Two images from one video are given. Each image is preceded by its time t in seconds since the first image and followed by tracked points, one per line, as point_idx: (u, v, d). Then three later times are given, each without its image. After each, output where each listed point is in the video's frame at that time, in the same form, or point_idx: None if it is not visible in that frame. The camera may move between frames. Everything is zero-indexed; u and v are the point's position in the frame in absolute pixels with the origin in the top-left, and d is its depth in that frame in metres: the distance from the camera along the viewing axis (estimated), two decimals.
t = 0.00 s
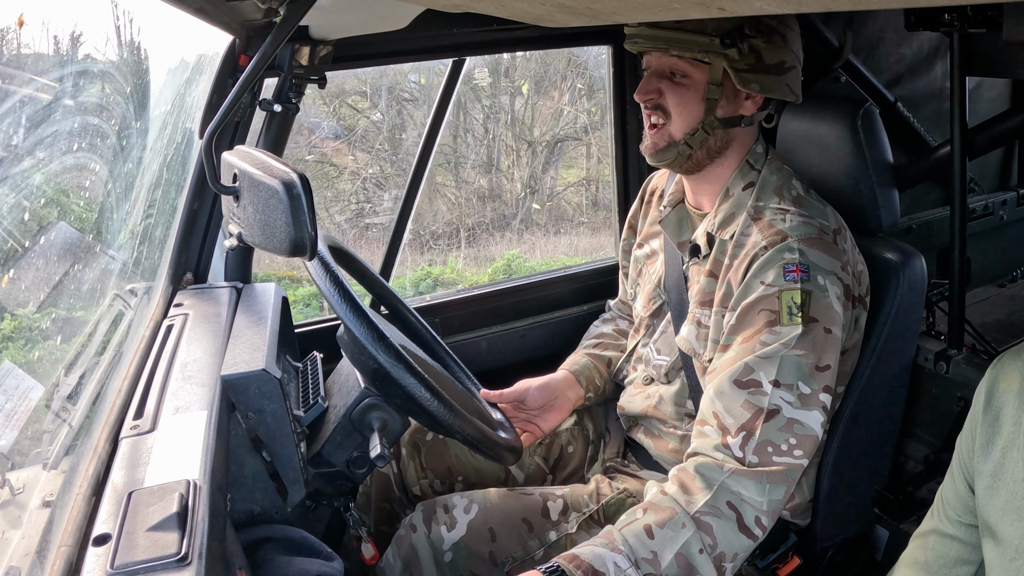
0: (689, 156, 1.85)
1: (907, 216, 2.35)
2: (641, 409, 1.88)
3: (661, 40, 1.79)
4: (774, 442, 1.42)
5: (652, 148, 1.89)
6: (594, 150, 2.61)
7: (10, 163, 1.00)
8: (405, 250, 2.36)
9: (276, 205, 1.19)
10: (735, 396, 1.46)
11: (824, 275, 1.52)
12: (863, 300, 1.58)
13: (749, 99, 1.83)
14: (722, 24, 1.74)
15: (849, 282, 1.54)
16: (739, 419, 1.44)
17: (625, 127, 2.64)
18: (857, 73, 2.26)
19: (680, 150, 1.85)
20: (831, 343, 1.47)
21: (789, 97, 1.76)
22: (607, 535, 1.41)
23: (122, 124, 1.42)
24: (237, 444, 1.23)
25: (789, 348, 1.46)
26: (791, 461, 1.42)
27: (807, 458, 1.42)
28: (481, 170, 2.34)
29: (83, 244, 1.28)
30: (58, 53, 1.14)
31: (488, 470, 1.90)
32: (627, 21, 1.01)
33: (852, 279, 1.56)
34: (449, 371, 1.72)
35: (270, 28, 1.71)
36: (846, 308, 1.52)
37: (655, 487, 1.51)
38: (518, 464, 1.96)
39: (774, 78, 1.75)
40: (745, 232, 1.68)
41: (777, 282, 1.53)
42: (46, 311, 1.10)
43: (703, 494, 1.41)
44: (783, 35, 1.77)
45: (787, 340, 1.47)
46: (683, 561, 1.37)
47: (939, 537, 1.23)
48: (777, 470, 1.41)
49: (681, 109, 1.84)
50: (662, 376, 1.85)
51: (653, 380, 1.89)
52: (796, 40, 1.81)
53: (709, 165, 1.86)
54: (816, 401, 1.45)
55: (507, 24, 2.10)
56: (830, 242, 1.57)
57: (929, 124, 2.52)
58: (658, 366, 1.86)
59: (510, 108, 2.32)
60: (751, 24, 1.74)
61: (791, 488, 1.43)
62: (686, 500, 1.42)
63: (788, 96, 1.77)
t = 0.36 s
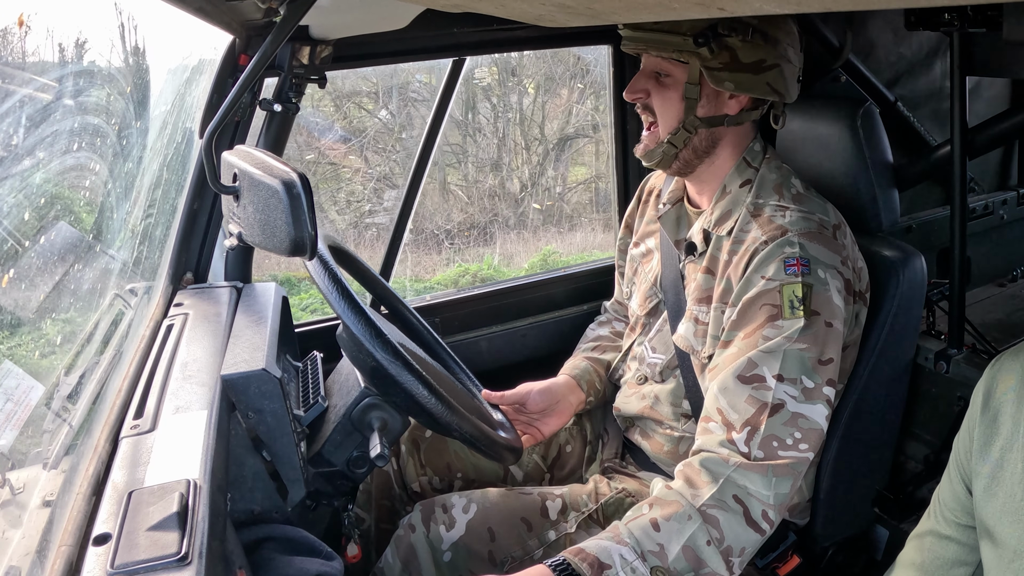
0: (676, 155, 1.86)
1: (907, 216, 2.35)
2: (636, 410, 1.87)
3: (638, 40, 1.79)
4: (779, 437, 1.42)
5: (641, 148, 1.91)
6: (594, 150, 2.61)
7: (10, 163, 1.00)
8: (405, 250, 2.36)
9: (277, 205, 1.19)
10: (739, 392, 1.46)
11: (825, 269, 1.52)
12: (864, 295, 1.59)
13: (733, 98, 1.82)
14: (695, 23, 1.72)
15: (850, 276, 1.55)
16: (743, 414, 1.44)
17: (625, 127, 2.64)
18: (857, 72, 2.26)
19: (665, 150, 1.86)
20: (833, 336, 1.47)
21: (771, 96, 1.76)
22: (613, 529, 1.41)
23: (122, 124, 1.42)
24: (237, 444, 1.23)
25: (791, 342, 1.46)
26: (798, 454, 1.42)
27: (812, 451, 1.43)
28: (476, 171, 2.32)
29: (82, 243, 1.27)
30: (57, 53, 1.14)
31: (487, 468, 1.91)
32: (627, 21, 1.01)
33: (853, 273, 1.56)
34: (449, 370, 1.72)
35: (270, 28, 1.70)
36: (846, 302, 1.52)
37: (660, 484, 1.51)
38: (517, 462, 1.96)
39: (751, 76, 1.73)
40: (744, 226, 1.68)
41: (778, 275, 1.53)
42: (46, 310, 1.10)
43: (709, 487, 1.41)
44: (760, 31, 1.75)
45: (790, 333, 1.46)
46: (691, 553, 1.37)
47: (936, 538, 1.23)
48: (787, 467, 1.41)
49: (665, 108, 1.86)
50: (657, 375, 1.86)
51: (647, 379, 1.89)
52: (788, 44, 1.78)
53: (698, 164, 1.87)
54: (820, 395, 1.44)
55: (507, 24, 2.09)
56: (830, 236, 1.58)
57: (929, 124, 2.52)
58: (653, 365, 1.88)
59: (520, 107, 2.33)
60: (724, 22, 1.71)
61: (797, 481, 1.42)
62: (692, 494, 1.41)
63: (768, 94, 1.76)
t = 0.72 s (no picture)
0: (663, 162, 1.84)
1: (907, 216, 2.35)
2: (630, 418, 1.88)
3: (623, 48, 1.79)
4: (777, 449, 1.42)
5: (626, 156, 1.89)
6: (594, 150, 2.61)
7: (10, 162, 1.00)
8: (405, 250, 2.40)
9: (276, 205, 1.19)
10: (734, 408, 1.46)
11: (813, 276, 1.53)
12: (855, 295, 1.60)
13: (720, 102, 1.82)
14: (681, 28, 1.72)
15: (840, 280, 1.56)
16: (741, 430, 1.44)
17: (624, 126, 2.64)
18: (857, 73, 2.26)
19: (652, 158, 1.84)
20: (826, 344, 1.47)
21: (761, 97, 1.78)
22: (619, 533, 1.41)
23: (122, 124, 1.42)
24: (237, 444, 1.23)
25: (784, 354, 1.45)
26: (798, 468, 1.41)
27: (813, 463, 1.42)
28: (481, 170, 2.38)
29: (82, 243, 1.28)
30: (58, 52, 1.14)
31: (486, 469, 1.91)
32: (627, 21, 1.00)
33: (842, 276, 1.57)
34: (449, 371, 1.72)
35: (271, 28, 1.69)
36: (837, 306, 1.53)
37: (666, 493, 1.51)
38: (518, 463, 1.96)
39: (740, 79, 1.74)
40: (728, 234, 1.68)
41: (767, 287, 1.52)
42: (46, 310, 1.10)
43: (714, 496, 1.41)
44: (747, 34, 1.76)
45: (782, 346, 1.46)
46: (697, 560, 1.36)
47: (936, 539, 1.23)
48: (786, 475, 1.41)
49: (650, 116, 1.84)
50: (650, 383, 1.86)
51: (641, 387, 1.89)
52: (767, 39, 1.79)
53: (686, 169, 1.84)
54: (817, 404, 1.44)
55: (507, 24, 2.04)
56: (817, 242, 1.59)
57: (929, 124, 2.52)
58: (646, 373, 1.87)
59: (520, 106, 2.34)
60: (711, 26, 1.71)
61: (800, 491, 1.42)
62: (697, 502, 1.41)
63: (756, 96, 1.78)
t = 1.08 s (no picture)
0: (666, 166, 1.84)
1: (907, 215, 2.35)
2: (632, 419, 1.88)
3: (628, 53, 1.77)
4: (786, 449, 1.42)
5: (629, 160, 1.87)
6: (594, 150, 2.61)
7: (10, 162, 1.01)
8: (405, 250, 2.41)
9: (276, 206, 1.19)
10: (742, 407, 1.46)
11: (818, 275, 1.53)
12: (857, 294, 1.59)
13: (723, 106, 1.81)
14: (688, 34, 1.71)
15: (843, 278, 1.55)
16: (748, 429, 1.44)
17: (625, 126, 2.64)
18: (858, 73, 2.26)
19: (655, 161, 1.84)
20: (833, 342, 1.47)
21: (765, 101, 1.78)
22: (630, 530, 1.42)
23: (122, 123, 1.42)
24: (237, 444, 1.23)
25: (791, 353, 1.45)
26: (807, 466, 1.41)
27: (821, 462, 1.42)
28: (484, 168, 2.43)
29: (82, 243, 1.28)
30: (58, 52, 1.14)
31: (487, 469, 1.91)
32: (627, 20, 1.00)
33: (846, 274, 1.57)
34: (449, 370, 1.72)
35: (271, 28, 1.68)
36: (843, 304, 1.52)
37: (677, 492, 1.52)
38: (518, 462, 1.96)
39: (745, 84, 1.74)
40: (732, 234, 1.68)
41: (772, 286, 1.52)
42: (46, 311, 1.10)
43: (724, 494, 1.41)
44: (750, 40, 1.76)
45: (790, 345, 1.46)
46: (708, 556, 1.36)
47: (936, 536, 1.23)
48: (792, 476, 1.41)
49: (655, 121, 1.82)
50: (653, 386, 1.85)
51: (644, 389, 1.89)
52: (770, 43, 1.79)
53: (688, 173, 1.85)
54: (824, 403, 1.44)
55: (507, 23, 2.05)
56: (821, 240, 1.59)
57: (929, 124, 2.52)
58: (648, 375, 1.86)
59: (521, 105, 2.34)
60: (717, 31, 1.70)
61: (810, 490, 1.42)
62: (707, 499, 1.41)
63: (760, 101, 1.77)
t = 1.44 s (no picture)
0: (668, 164, 1.83)
1: (907, 216, 2.35)
2: (633, 420, 1.88)
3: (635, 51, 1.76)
4: (787, 439, 1.42)
5: (629, 157, 1.85)
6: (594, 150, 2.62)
7: (10, 162, 1.01)
8: (405, 249, 2.40)
9: (276, 205, 1.19)
10: (742, 399, 1.46)
11: (815, 266, 1.53)
12: (856, 286, 1.60)
13: (724, 103, 1.82)
14: (694, 31, 1.73)
15: (840, 270, 1.55)
16: (749, 421, 1.44)
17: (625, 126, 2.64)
18: (858, 73, 2.26)
19: (658, 159, 1.82)
20: (830, 333, 1.47)
21: (765, 98, 1.81)
22: (637, 527, 1.41)
23: (122, 123, 1.42)
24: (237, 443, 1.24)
25: (789, 344, 1.45)
26: (808, 457, 1.42)
27: (822, 452, 1.42)
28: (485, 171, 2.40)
29: (82, 243, 1.28)
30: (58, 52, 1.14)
31: (487, 470, 1.92)
32: (627, 21, 1.00)
33: (842, 266, 1.57)
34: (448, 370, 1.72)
35: (271, 28, 1.68)
36: (840, 296, 1.53)
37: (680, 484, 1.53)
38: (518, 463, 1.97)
39: (748, 80, 1.76)
40: (729, 230, 1.68)
41: (769, 279, 1.52)
42: (46, 310, 1.10)
43: (729, 488, 1.41)
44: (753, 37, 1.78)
45: (787, 337, 1.46)
46: (713, 553, 1.37)
47: (938, 536, 1.24)
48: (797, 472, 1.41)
49: (659, 119, 1.81)
50: (653, 386, 1.85)
51: (644, 390, 1.89)
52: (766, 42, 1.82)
53: (687, 169, 1.84)
54: (823, 394, 1.45)
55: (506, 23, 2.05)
56: (816, 232, 1.59)
57: (928, 124, 2.52)
58: (648, 376, 1.86)
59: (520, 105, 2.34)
60: (723, 28, 1.72)
61: (811, 481, 1.43)
62: (713, 494, 1.41)
63: (761, 96, 1.80)
